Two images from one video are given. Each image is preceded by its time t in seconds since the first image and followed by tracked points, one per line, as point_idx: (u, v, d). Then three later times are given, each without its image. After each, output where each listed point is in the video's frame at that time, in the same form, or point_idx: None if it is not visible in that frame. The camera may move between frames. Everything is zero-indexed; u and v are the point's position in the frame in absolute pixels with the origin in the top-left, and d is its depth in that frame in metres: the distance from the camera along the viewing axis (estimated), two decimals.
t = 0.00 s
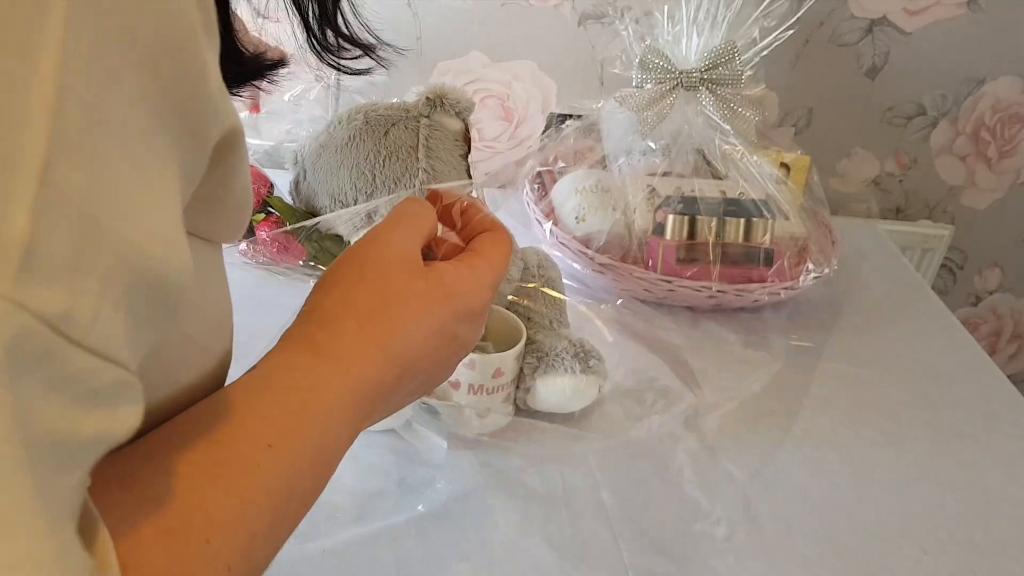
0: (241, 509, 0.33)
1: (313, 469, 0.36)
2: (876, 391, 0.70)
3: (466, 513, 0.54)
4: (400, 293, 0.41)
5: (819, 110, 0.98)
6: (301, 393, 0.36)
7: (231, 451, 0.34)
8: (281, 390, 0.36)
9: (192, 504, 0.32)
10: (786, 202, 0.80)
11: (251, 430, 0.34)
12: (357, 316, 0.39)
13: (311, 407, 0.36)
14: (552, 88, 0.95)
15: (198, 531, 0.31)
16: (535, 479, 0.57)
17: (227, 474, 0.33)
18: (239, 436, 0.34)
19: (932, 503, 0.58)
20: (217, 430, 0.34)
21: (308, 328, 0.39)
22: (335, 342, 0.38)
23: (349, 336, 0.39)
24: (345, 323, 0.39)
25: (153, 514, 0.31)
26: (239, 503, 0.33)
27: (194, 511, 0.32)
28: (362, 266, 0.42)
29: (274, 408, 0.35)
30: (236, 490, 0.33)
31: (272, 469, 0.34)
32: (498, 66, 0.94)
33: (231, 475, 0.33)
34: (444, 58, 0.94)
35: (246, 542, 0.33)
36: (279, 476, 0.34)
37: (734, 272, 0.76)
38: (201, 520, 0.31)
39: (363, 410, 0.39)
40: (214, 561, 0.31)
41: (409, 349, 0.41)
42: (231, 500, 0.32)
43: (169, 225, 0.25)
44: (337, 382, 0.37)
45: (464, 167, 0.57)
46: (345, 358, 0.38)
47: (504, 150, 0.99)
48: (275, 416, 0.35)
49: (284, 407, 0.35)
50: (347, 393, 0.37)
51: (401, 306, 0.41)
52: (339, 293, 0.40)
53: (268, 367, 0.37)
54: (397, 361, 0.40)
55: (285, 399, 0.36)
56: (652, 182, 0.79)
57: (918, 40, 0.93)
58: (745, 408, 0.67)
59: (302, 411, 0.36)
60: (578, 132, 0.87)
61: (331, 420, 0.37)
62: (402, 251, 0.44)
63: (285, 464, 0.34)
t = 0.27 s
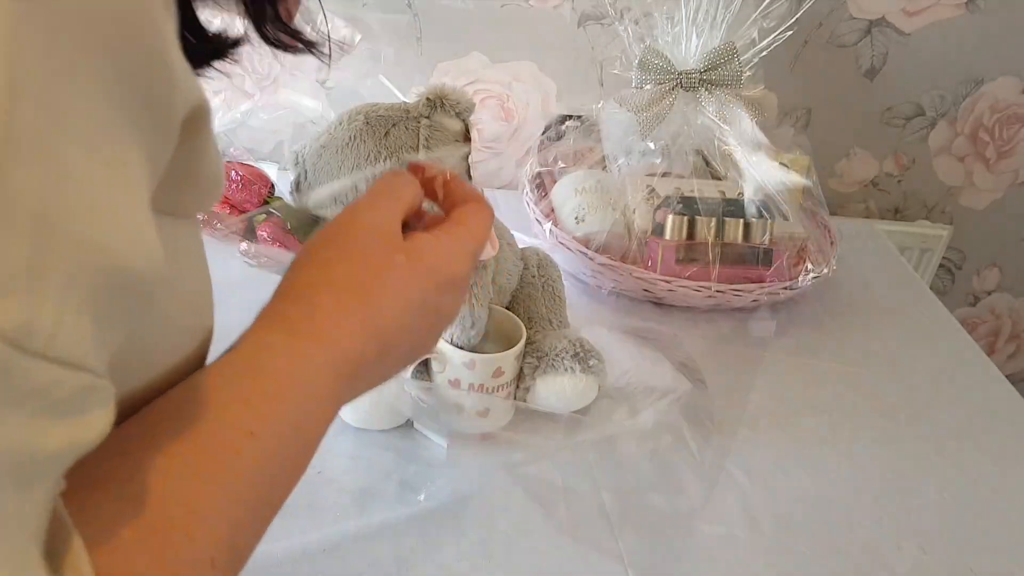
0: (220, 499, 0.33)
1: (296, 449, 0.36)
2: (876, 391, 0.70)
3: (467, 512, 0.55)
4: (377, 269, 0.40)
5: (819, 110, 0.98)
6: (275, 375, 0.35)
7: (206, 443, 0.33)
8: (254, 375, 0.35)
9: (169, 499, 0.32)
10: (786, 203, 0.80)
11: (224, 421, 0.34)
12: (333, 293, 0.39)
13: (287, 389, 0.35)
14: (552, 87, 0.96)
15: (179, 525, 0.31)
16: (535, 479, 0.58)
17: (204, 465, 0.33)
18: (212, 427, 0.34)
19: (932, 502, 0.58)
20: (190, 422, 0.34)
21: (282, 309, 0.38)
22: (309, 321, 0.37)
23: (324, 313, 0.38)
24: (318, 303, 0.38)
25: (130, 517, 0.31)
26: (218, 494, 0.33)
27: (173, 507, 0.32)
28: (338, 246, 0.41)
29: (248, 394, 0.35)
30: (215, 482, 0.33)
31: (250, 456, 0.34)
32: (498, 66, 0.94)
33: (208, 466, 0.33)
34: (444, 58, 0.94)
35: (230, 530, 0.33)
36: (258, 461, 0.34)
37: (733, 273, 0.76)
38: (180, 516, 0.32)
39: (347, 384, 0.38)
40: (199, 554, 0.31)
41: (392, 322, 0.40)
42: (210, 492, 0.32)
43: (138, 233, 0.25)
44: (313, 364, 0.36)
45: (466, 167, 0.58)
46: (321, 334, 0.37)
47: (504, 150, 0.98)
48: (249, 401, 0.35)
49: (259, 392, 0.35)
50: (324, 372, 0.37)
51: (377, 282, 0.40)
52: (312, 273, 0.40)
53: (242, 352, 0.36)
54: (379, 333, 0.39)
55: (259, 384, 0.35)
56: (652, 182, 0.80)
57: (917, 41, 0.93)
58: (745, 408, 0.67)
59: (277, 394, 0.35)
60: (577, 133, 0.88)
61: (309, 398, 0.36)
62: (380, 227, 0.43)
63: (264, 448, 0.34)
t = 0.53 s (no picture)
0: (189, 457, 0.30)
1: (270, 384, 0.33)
2: (876, 390, 0.70)
3: (467, 512, 0.55)
4: (327, 186, 0.36)
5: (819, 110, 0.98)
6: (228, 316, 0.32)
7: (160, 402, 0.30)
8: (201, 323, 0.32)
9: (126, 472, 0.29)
10: (786, 203, 0.80)
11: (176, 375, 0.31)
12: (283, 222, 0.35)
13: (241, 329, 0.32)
14: (552, 87, 0.96)
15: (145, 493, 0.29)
16: (536, 479, 0.58)
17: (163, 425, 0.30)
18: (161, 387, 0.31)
19: (931, 502, 0.58)
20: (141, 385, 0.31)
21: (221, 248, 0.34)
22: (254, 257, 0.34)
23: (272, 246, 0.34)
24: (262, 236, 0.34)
25: (76, 509, 0.28)
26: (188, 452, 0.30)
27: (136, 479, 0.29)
28: (273, 171, 0.36)
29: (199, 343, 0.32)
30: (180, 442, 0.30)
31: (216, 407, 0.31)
32: (498, 66, 0.94)
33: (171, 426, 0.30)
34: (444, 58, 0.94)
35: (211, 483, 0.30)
36: (227, 409, 0.31)
37: (733, 272, 0.76)
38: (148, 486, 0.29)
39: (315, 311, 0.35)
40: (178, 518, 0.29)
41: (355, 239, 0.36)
42: (175, 452, 0.30)
43: (26, 236, 0.24)
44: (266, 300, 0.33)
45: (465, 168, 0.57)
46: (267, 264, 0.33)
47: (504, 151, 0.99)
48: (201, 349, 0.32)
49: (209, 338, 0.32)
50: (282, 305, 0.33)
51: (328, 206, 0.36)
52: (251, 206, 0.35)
53: (183, 303, 0.33)
54: (340, 254, 0.36)
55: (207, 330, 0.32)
56: (652, 182, 0.80)
57: (917, 41, 0.93)
58: (745, 408, 0.67)
59: (232, 337, 0.32)
60: (577, 133, 0.87)
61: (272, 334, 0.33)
62: (326, 138, 0.38)
63: (231, 391, 0.31)
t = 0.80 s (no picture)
0: (207, 379, 0.27)
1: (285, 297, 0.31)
2: (876, 390, 0.70)
3: (467, 512, 0.55)
4: (334, 84, 0.34)
5: (819, 110, 0.98)
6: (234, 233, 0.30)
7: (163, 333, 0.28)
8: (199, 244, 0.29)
9: (125, 417, 0.26)
10: (786, 203, 0.80)
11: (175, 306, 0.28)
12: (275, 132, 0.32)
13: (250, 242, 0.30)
14: (552, 87, 0.96)
15: (172, 428, 0.26)
16: (536, 480, 0.58)
17: (168, 354, 0.27)
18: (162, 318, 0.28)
19: (932, 502, 0.58)
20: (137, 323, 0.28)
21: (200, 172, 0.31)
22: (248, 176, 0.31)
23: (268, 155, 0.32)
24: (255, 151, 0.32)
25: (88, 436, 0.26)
26: (206, 376, 0.27)
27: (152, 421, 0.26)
28: (264, 74, 0.33)
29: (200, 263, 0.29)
30: (195, 365, 0.27)
31: (232, 325, 0.29)
32: (498, 66, 0.94)
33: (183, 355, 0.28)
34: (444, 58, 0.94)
35: (240, 406, 0.28)
36: (248, 319, 0.29)
37: (733, 272, 0.76)
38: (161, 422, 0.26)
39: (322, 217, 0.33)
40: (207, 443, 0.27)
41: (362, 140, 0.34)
42: (193, 379, 0.27)
43: None
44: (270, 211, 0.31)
45: (465, 169, 0.57)
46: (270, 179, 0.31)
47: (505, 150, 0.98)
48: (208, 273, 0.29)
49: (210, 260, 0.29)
50: (292, 209, 0.31)
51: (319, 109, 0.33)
52: (235, 120, 0.32)
53: (183, 218, 0.30)
54: (344, 157, 0.34)
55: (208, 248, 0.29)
56: (652, 182, 0.80)
57: (917, 40, 0.93)
58: (745, 408, 0.67)
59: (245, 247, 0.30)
60: (577, 133, 0.87)
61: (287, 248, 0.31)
62: (327, 29, 0.35)
63: (251, 303, 0.29)
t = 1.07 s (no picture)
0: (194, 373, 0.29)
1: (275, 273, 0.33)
2: (875, 389, 0.71)
3: (467, 512, 0.55)
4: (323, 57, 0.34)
5: (819, 110, 0.98)
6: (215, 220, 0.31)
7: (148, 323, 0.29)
8: (181, 234, 0.31)
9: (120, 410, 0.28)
10: (786, 203, 0.80)
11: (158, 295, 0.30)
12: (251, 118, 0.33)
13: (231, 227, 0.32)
14: (551, 87, 0.96)
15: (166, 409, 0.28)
16: (536, 479, 0.58)
17: (162, 338, 0.29)
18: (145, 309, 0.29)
19: (931, 502, 0.58)
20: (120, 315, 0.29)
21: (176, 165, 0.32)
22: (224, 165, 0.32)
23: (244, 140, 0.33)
24: (229, 140, 0.33)
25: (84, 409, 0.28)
26: (196, 357, 0.30)
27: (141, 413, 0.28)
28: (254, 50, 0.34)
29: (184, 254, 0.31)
30: (183, 350, 0.29)
31: (220, 309, 0.30)
32: (498, 66, 0.94)
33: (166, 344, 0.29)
34: (444, 58, 0.94)
35: (236, 382, 0.30)
36: (240, 298, 0.31)
37: (733, 272, 0.76)
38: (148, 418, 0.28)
39: (313, 186, 0.35)
40: (203, 424, 0.29)
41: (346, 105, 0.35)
42: (183, 364, 0.29)
43: None
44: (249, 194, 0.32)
45: (466, 168, 0.57)
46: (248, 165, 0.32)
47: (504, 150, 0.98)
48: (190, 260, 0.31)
49: (194, 250, 0.31)
50: (275, 189, 0.33)
51: (296, 85, 0.34)
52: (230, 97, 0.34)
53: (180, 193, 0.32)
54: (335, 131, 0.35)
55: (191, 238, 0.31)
56: (652, 182, 0.80)
57: (917, 40, 0.93)
58: (745, 408, 0.67)
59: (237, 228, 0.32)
60: (578, 133, 0.87)
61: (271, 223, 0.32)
62: None
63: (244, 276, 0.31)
